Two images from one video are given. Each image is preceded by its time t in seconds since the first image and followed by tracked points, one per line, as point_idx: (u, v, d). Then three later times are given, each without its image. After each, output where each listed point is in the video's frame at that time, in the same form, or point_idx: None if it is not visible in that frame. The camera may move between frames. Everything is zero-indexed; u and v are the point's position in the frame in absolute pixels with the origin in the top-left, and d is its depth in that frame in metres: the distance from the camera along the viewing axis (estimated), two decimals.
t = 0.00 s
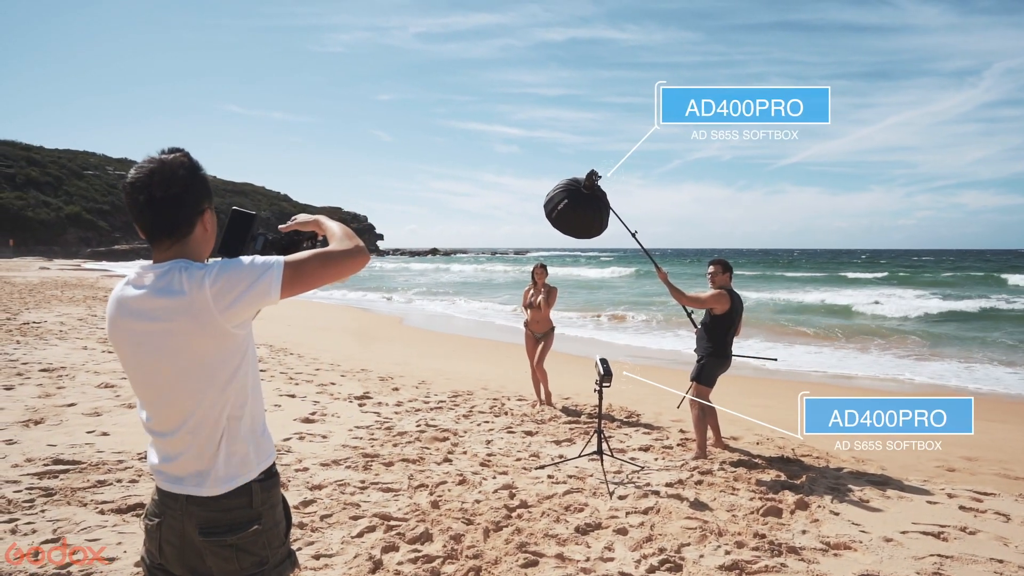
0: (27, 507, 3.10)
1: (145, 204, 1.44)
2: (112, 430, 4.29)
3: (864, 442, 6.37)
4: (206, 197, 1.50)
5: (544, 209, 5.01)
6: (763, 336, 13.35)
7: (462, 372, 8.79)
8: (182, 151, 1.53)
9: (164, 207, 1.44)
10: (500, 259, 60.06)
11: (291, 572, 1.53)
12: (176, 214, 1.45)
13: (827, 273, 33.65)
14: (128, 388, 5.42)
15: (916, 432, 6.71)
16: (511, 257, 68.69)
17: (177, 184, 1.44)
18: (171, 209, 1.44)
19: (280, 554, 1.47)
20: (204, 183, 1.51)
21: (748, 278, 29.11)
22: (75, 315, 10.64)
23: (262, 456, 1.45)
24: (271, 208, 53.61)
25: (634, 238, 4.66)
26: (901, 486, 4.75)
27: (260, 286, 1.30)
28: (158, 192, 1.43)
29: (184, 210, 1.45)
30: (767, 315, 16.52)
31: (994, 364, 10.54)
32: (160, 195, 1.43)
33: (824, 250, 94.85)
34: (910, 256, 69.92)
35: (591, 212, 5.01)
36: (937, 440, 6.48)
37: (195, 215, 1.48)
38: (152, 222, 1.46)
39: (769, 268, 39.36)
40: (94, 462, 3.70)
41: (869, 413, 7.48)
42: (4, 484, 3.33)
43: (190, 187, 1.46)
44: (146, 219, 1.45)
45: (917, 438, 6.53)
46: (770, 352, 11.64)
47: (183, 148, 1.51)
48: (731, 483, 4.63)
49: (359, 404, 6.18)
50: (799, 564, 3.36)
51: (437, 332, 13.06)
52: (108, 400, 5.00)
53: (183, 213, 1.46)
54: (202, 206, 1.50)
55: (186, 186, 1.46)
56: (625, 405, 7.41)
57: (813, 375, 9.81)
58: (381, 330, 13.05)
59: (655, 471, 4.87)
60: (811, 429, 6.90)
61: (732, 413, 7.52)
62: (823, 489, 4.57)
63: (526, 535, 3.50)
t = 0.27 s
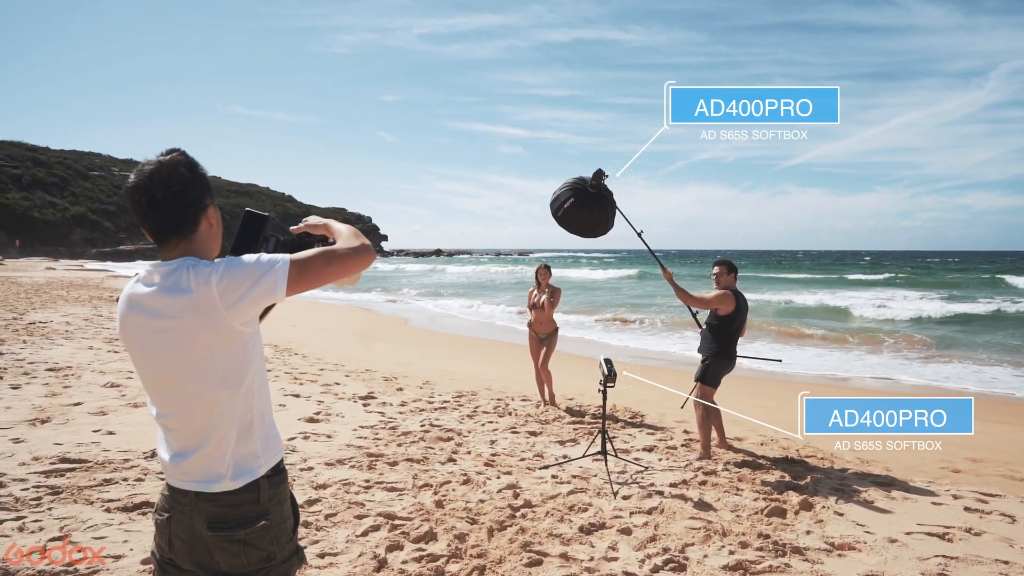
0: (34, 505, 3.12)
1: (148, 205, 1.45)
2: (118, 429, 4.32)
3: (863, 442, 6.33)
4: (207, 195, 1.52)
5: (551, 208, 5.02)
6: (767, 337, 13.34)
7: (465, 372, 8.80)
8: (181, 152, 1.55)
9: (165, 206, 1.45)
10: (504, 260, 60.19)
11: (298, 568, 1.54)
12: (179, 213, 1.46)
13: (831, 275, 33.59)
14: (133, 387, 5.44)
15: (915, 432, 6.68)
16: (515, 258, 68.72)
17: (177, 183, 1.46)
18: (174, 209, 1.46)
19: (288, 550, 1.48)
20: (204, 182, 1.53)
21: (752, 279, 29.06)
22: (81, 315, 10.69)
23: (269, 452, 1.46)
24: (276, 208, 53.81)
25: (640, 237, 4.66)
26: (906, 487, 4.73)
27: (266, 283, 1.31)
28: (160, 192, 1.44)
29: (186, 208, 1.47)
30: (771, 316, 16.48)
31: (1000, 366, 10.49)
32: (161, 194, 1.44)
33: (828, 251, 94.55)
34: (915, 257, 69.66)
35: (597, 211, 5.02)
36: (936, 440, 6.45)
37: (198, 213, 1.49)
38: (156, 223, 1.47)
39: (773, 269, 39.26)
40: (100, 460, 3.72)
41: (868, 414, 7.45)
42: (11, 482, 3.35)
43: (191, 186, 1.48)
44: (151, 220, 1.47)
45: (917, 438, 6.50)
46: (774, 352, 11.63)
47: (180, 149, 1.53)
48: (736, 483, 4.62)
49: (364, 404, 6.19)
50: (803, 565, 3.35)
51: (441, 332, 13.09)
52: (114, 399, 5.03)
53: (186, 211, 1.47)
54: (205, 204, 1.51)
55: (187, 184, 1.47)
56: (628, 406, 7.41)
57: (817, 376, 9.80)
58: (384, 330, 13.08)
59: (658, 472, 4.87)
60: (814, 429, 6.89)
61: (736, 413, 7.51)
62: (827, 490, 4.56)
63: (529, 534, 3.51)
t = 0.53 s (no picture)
0: (34, 506, 3.11)
1: (147, 208, 1.45)
2: (118, 430, 4.31)
3: (867, 442, 6.35)
4: (206, 197, 1.52)
5: (553, 207, 5.02)
6: (767, 339, 13.34)
7: (465, 373, 8.80)
8: (178, 154, 1.55)
9: (164, 209, 1.45)
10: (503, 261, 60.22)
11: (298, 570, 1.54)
12: (178, 216, 1.46)
13: (831, 276, 33.59)
14: (133, 388, 5.44)
15: (920, 432, 6.70)
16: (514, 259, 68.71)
17: (176, 186, 1.46)
18: (173, 211, 1.45)
19: (289, 552, 1.47)
20: (203, 184, 1.53)
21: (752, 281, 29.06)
22: (81, 316, 10.69)
23: (271, 454, 1.46)
24: (276, 209, 53.86)
25: (643, 238, 4.66)
26: (906, 489, 4.73)
27: (266, 285, 1.30)
28: (158, 195, 1.44)
29: (186, 211, 1.47)
30: (771, 318, 16.48)
31: (1000, 368, 10.49)
32: (160, 198, 1.44)
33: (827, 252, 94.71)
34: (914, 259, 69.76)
35: (599, 211, 5.02)
36: (941, 440, 6.48)
37: (197, 216, 1.49)
38: (156, 226, 1.47)
39: (773, 270, 39.27)
40: (100, 462, 3.72)
41: (874, 413, 7.46)
42: (11, 483, 3.35)
43: (190, 188, 1.47)
44: (150, 223, 1.47)
45: (921, 438, 6.53)
46: (775, 354, 11.64)
47: (177, 151, 1.53)
48: (736, 485, 4.62)
49: (364, 405, 6.19)
50: (804, 567, 3.36)
51: (441, 333, 13.09)
52: (114, 400, 5.03)
53: (185, 214, 1.47)
54: (204, 207, 1.51)
55: (185, 186, 1.47)
56: (628, 407, 7.41)
57: (818, 378, 9.80)
58: (384, 331, 13.08)
59: (658, 473, 4.87)
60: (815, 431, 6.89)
61: (736, 415, 7.51)
62: (827, 492, 4.56)
63: (530, 536, 3.51)
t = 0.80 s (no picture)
0: (37, 503, 3.09)
1: (157, 204, 1.44)
2: (120, 428, 4.30)
3: (872, 442, 6.35)
4: (216, 194, 1.50)
5: (556, 205, 5.00)
6: (769, 339, 13.31)
7: (467, 372, 8.78)
8: (190, 151, 1.53)
9: (174, 206, 1.43)
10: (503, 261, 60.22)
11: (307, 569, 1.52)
12: (188, 212, 1.44)
13: (832, 276, 33.52)
14: (135, 386, 5.42)
15: (925, 431, 6.72)
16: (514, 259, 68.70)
17: (186, 182, 1.44)
18: (184, 208, 1.44)
19: (298, 551, 1.45)
20: (214, 181, 1.51)
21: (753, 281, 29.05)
22: (82, 314, 10.66)
23: (279, 453, 1.43)
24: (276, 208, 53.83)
25: (646, 236, 4.64)
26: (911, 490, 4.72)
27: (274, 281, 1.28)
28: (169, 191, 1.43)
29: (196, 208, 1.45)
30: (772, 318, 16.47)
31: (1002, 369, 10.48)
32: (170, 194, 1.42)
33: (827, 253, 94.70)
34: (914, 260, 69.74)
35: (603, 210, 5.00)
36: (947, 440, 6.52)
37: (207, 213, 1.48)
38: (165, 222, 1.46)
39: (774, 270, 39.25)
40: (102, 460, 3.70)
41: (880, 413, 7.47)
42: (14, 480, 3.33)
43: (201, 185, 1.46)
44: (160, 220, 1.45)
45: (927, 437, 6.55)
46: (776, 354, 11.63)
47: (188, 147, 1.51)
48: (740, 485, 4.61)
49: (365, 404, 6.17)
50: (810, 568, 3.34)
51: (442, 332, 13.06)
52: (116, 397, 5.01)
53: (196, 211, 1.45)
54: (214, 204, 1.50)
55: (196, 184, 1.45)
56: (630, 407, 7.40)
57: (819, 378, 9.78)
58: (385, 330, 13.07)
59: (662, 473, 4.85)
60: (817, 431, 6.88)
61: (738, 415, 7.50)
62: (832, 493, 4.54)
63: (534, 536, 3.49)
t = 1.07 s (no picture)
0: (44, 503, 3.07)
1: (169, 199, 1.40)
2: (127, 426, 4.27)
3: (882, 442, 6.28)
4: (229, 189, 1.46)
5: (563, 205, 4.95)
6: (777, 338, 13.21)
7: (474, 371, 8.73)
8: (204, 145, 1.49)
9: (186, 200, 1.39)
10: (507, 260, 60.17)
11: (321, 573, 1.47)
12: (200, 207, 1.40)
13: (839, 276, 33.32)
14: (142, 385, 5.40)
15: (932, 431, 6.63)
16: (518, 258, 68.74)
17: (199, 176, 1.40)
18: (195, 202, 1.39)
19: (311, 555, 1.41)
20: (227, 176, 1.47)
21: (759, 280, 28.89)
22: (89, 312, 10.67)
23: (291, 455, 1.39)
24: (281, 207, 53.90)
25: (655, 236, 4.58)
26: (926, 492, 4.65)
27: (287, 278, 1.23)
28: (181, 185, 1.39)
29: (208, 203, 1.41)
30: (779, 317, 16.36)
31: (1013, 369, 10.36)
32: (182, 187, 1.38)
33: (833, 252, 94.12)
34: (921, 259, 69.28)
35: (611, 209, 4.94)
36: (954, 440, 6.42)
37: (219, 208, 1.43)
38: (176, 216, 1.42)
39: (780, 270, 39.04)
40: (109, 459, 3.67)
41: (886, 413, 7.37)
42: (21, 479, 3.30)
43: (213, 180, 1.42)
44: (171, 214, 1.41)
45: (940, 438, 6.46)
46: (784, 354, 11.53)
47: (204, 141, 1.47)
48: (751, 486, 4.55)
49: (373, 403, 6.13)
50: (826, 571, 3.28)
51: (447, 331, 13.01)
52: (122, 396, 4.98)
53: (207, 206, 1.41)
54: (227, 199, 1.45)
55: (210, 178, 1.41)
56: (639, 406, 7.34)
57: (829, 378, 9.69)
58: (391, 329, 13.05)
59: (672, 474, 4.80)
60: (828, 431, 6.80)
61: (747, 415, 7.44)
62: (845, 494, 4.48)
63: (545, 537, 3.44)
